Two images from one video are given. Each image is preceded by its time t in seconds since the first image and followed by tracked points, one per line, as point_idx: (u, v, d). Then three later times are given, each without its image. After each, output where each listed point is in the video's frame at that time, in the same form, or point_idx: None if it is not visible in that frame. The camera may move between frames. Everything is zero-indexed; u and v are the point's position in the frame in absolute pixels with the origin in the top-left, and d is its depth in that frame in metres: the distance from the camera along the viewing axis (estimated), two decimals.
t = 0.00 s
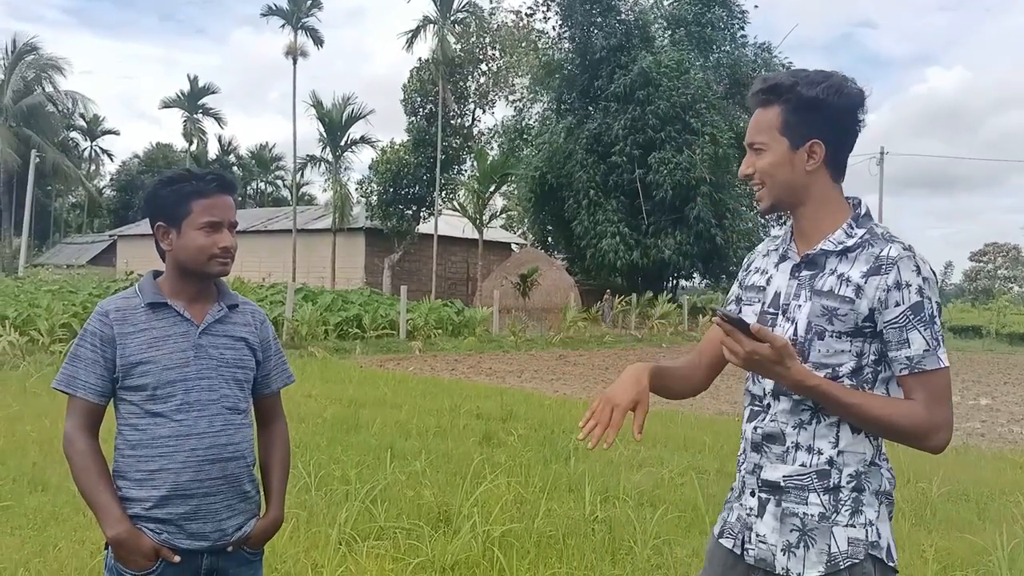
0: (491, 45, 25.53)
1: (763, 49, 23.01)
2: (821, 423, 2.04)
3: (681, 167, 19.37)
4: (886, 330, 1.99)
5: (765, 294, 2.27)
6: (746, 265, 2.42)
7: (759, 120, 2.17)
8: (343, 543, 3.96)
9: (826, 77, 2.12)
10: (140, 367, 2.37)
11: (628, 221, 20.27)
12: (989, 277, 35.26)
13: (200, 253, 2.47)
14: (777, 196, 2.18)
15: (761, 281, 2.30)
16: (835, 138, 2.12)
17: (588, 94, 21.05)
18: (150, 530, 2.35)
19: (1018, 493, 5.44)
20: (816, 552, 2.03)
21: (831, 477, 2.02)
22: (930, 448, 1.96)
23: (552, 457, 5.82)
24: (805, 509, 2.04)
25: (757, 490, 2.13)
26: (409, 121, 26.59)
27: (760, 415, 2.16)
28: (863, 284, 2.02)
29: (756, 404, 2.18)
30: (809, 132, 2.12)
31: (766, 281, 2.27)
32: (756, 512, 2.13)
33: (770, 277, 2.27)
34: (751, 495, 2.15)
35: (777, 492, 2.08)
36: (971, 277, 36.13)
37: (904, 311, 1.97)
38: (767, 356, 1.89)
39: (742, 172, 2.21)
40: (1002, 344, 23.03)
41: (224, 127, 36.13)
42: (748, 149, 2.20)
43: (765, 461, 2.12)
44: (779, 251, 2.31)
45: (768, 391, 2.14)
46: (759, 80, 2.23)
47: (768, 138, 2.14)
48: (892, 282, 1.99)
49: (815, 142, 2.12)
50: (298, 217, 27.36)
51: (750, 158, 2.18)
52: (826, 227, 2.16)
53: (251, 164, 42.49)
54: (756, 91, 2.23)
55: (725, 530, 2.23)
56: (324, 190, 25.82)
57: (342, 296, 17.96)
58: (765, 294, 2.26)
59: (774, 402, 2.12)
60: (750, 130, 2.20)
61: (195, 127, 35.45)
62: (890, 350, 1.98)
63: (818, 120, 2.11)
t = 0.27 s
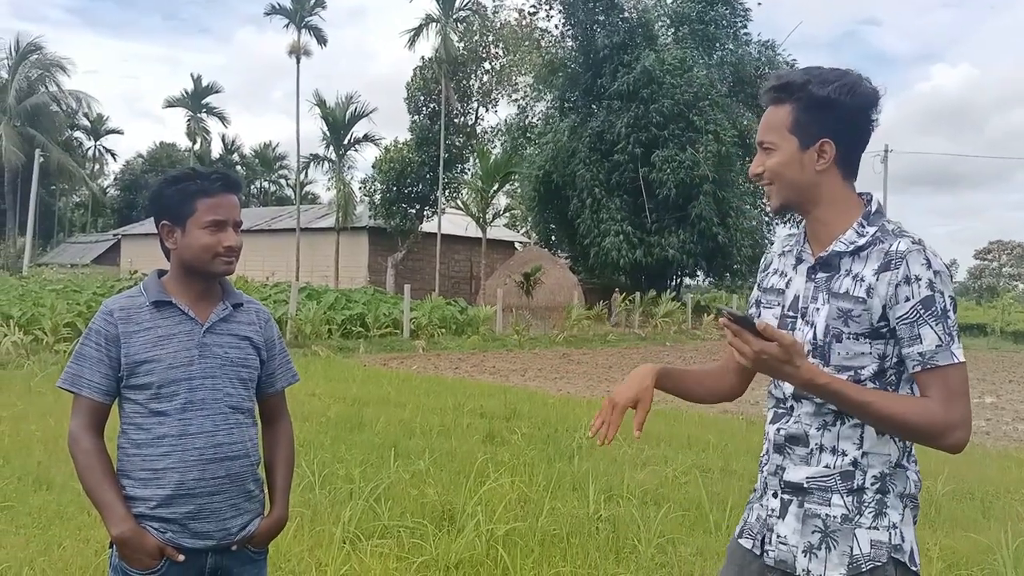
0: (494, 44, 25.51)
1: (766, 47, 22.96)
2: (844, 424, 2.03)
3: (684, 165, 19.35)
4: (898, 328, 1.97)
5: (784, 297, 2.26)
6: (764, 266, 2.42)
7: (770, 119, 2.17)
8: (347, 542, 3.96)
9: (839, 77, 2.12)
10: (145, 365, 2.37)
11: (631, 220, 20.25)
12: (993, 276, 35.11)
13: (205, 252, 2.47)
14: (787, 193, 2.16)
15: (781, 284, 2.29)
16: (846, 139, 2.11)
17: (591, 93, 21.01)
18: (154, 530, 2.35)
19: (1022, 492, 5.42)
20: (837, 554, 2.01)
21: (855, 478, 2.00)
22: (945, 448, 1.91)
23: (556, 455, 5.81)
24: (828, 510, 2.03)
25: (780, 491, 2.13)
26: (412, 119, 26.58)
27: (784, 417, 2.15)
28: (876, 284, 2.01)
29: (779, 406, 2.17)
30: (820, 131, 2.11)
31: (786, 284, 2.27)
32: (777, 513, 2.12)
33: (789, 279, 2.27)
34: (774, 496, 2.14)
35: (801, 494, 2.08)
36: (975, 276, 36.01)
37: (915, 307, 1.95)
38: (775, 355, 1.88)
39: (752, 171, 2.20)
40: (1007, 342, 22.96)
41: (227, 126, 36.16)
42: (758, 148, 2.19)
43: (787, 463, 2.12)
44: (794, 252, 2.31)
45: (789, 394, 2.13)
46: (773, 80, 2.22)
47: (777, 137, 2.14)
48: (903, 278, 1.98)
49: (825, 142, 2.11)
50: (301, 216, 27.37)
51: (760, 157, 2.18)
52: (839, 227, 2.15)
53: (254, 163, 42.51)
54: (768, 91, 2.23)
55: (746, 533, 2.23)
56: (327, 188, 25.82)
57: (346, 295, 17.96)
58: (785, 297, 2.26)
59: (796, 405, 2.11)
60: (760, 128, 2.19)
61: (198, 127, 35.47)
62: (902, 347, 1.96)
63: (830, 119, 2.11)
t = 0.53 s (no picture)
0: (497, 44, 25.54)
1: (770, 46, 22.95)
2: (846, 425, 2.03)
3: (687, 164, 19.34)
4: (901, 326, 1.97)
5: (784, 297, 2.26)
6: (763, 266, 2.41)
7: (768, 120, 2.17)
8: (350, 542, 3.98)
9: (834, 76, 2.11)
10: (150, 365, 2.38)
11: (634, 219, 20.24)
12: (997, 275, 35.03)
13: (206, 253, 2.48)
14: (787, 194, 2.16)
15: (780, 284, 2.29)
16: (842, 139, 2.11)
17: (594, 93, 20.99)
18: (159, 529, 2.35)
19: None
20: (839, 556, 2.01)
21: (856, 479, 2.00)
22: (945, 447, 1.92)
23: (560, 455, 5.82)
24: (829, 512, 2.03)
25: (781, 493, 2.12)
26: (415, 119, 26.59)
27: (785, 418, 2.15)
28: (880, 282, 2.01)
29: (780, 408, 2.17)
30: (817, 131, 2.11)
31: (786, 283, 2.26)
32: (779, 515, 2.12)
33: (789, 279, 2.26)
34: (774, 498, 2.14)
35: (802, 495, 2.07)
36: (979, 275, 35.90)
37: (918, 306, 1.95)
38: (776, 355, 1.89)
39: (753, 172, 2.20)
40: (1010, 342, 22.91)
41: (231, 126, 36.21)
42: (756, 150, 2.20)
43: (789, 464, 2.12)
44: (793, 253, 2.30)
45: (791, 396, 2.13)
46: (767, 80, 2.22)
47: (774, 139, 2.14)
48: (907, 277, 1.98)
49: (824, 140, 2.11)
50: (304, 216, 27.41)
51: (758, 158, 2.18)
52: (841, 227, 2.15)
53: (258, 162, 42.57)
54: (764, 90, 2.23)
55: (749, 535, 2.22)
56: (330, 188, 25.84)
57: (350, 295, 17.98)
58: (785, 297, 2.25)
59: (798, 406, 2.11)
60: (758, 129, 2.20)
61: (202, 127, 35.53)
62: (904, 347, 1.96)
63: (826, 118, 2.10)
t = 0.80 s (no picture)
0: (500, 44, 25.52)
1: (773, 46, 22.92)
2: (842, 425, 2.02)
3: (690, 165, 19.32)
4: (905, 327, 1.97)
5: (784, 296, 2.26)
6: (762, 265, 2.41)
7: (775, 116, 2.16)
8: (353, 542, 3.98)
9: (844, 77, 2.11)
10: (152, 366, 2.39)
11: (637, 220, 20.24)
12: (1002, 275, 34.92)
13: (207, 253, 2.48)
14: (787, 193, 2.17)
15: (779, 282, 2.28)
16: (850, 138, 2.11)
17: (597, 93, 20.99)
18: (161, 529, 2.36)
19: None
20: (833, 557, 2.01)
21: (852, 480, 2.00)
22: (946, 447, 1.93)
23: (563, 456, 5.82)
24: (824, 513, 2.02)
25: (775, 493, 2.12)
26: (418, 120, 26.60)
27: (780, 418, 2.15)
28: (882, 281, 2.01)
29: (776, 408, 2.17)
30: (826, 129, 2.11)
31: (785, 283, 2.26)
32: (772, 516, 2.12)
33: (788, 278, 2.26)
34: (768, 498, 2.14)
35: (796, 495, 2.08)
36: (983, 275, 35.79)
37: (922, 306, 1.95)
38: (779, 357, 1.88)
39: (757, 168, 2.20)
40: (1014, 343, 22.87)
41: (234, 127, 36.26)
42: (761, 145, 2.19)
43: (783, 464, 2.12)
44: (793, 252, 2.30)
45: (788, 395, 2.13)
46: (775, 76, 2.22)
47: (780, 135, 2.14)
48: (911, 277, 1.98)
49: (830, 140, 2.11)
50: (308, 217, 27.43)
51: (762, 154, 2.18)
52: (843, 226, 2.15)
53: (261, 163, 42.63)
54: (772, 86, 2.22)
55: (740, 534, 2.23)
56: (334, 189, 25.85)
57: (353, 295, 17.99)
58: (785, 296, 2.25)
59: (794, 405, 2.11)
60: (762, 124, 2.20)
61: (205, 128, 35.58)
62: (908, 347, 1.96)
63: (834, 117, 2.11)
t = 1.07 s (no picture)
0: (503, 45, 25.51)
1: (776, 47, 22.91)
2: (839, 425, 2.02)
3: (693, 166, 19.30)
4: (908, 327, 1.97)
5: (779, 292, 2.25)
6: (757, 260, 2.42)
7: (786, 112, 2.15)
8: (356, 543, 3.99)
9: (856, 79, 2.12)
10: (154, 367, 2.40)
11: (640, 221, 20.23)
12: (1006, 276, 34.84)
13: (206, 253, 2.49)
14: (794, 191, 2.15)
15: (775, 279, 2.29)
16: (859, 140, 2.12)
17: (600, 95, 20.99)
18: (164, 528, 2.37)
19: None
20: (831, 559, 2.00)
21: (850, 481, 1.99)
22: (953, 448, 1.93)
23: (565, 457, 5.81)
24: (821, 515, 2.02)
25: (772, 494, 2.12)
26: (421, 121, 26.61)
27: (775, 417, 2.15)
28: (883, 279, 2.00)
29: (771, 406, 2.17)
30: (837, 129, 2.11)
31: (781, 279, 2.26)
32: (769, 517, 2.12)
33: (784, 276, 2.26)
34: (765, 499, 2.14)
35: (793, 497, 2.07)
36: (987, 276, 35.68)
37: (928, 306, 1.94)
38: (783, 358, 1.88)
39: (762, 163, 2.18)
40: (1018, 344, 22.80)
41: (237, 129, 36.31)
42: (768, 140, 2.17)
43: (780, 464, 2.11)
44: (791, 248, 2.30)
45: (783, 393, 2.13)
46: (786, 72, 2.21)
47: (791, 131, 2.12)
48: (914, 277, 1.97)
49: (841, 139, 2.10)
50: (311, 218, 27.45)
51: (770, 150, 2.16)
52: (844, 225, 2.14)
53: (264, 164, 42.68)
54: (781, 81, 2.21)
55: (736, 535, 2.23)
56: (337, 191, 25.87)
57: (356, 296, 18.00)
58: (780, 293, 2.25)
59: (788, 403, 2.11)
60: (770, 120, 2.18)
61: (209, 129, 35.64)
62: (912, 346, 1.96)
63: (846, 117, 2.11)
